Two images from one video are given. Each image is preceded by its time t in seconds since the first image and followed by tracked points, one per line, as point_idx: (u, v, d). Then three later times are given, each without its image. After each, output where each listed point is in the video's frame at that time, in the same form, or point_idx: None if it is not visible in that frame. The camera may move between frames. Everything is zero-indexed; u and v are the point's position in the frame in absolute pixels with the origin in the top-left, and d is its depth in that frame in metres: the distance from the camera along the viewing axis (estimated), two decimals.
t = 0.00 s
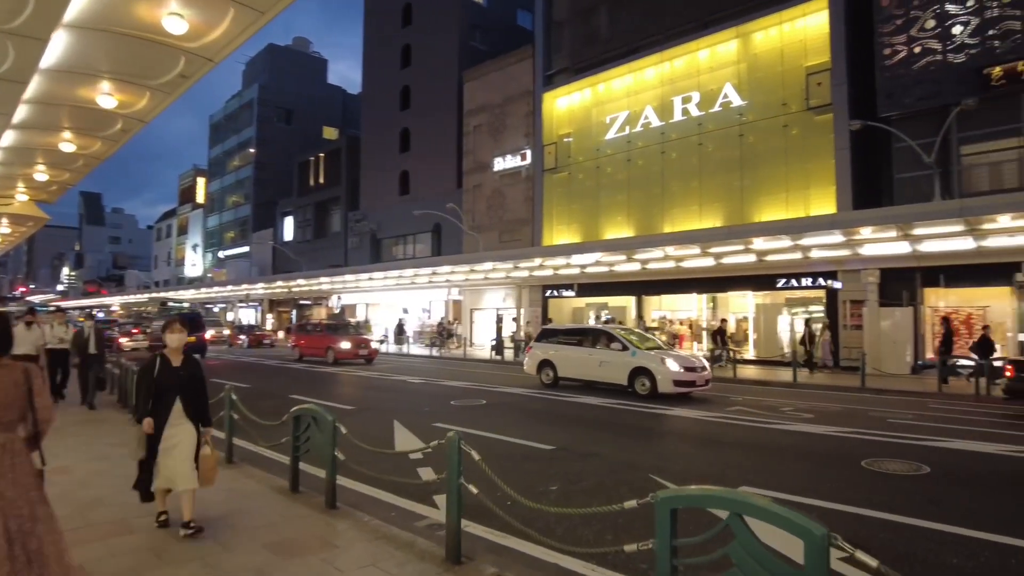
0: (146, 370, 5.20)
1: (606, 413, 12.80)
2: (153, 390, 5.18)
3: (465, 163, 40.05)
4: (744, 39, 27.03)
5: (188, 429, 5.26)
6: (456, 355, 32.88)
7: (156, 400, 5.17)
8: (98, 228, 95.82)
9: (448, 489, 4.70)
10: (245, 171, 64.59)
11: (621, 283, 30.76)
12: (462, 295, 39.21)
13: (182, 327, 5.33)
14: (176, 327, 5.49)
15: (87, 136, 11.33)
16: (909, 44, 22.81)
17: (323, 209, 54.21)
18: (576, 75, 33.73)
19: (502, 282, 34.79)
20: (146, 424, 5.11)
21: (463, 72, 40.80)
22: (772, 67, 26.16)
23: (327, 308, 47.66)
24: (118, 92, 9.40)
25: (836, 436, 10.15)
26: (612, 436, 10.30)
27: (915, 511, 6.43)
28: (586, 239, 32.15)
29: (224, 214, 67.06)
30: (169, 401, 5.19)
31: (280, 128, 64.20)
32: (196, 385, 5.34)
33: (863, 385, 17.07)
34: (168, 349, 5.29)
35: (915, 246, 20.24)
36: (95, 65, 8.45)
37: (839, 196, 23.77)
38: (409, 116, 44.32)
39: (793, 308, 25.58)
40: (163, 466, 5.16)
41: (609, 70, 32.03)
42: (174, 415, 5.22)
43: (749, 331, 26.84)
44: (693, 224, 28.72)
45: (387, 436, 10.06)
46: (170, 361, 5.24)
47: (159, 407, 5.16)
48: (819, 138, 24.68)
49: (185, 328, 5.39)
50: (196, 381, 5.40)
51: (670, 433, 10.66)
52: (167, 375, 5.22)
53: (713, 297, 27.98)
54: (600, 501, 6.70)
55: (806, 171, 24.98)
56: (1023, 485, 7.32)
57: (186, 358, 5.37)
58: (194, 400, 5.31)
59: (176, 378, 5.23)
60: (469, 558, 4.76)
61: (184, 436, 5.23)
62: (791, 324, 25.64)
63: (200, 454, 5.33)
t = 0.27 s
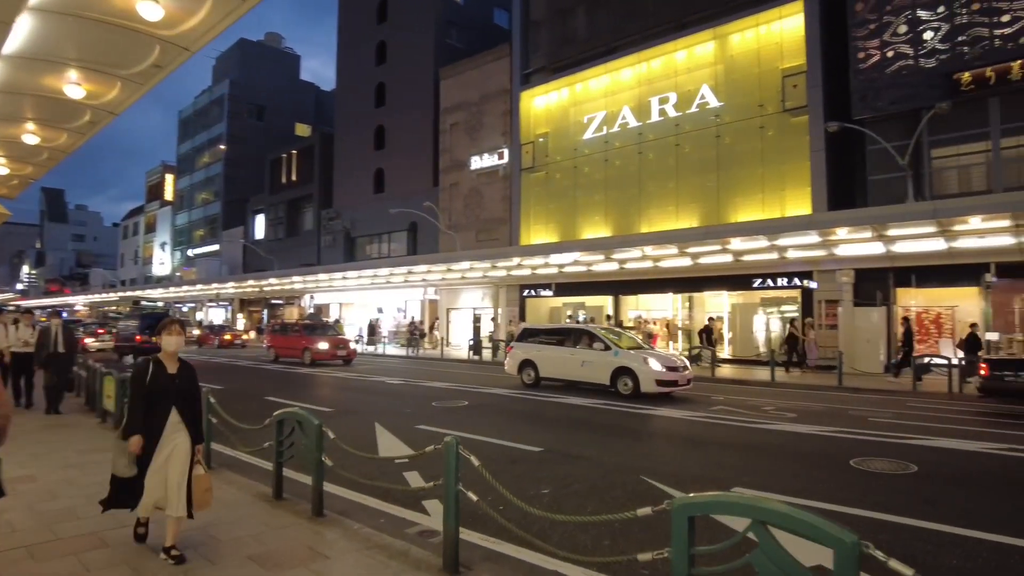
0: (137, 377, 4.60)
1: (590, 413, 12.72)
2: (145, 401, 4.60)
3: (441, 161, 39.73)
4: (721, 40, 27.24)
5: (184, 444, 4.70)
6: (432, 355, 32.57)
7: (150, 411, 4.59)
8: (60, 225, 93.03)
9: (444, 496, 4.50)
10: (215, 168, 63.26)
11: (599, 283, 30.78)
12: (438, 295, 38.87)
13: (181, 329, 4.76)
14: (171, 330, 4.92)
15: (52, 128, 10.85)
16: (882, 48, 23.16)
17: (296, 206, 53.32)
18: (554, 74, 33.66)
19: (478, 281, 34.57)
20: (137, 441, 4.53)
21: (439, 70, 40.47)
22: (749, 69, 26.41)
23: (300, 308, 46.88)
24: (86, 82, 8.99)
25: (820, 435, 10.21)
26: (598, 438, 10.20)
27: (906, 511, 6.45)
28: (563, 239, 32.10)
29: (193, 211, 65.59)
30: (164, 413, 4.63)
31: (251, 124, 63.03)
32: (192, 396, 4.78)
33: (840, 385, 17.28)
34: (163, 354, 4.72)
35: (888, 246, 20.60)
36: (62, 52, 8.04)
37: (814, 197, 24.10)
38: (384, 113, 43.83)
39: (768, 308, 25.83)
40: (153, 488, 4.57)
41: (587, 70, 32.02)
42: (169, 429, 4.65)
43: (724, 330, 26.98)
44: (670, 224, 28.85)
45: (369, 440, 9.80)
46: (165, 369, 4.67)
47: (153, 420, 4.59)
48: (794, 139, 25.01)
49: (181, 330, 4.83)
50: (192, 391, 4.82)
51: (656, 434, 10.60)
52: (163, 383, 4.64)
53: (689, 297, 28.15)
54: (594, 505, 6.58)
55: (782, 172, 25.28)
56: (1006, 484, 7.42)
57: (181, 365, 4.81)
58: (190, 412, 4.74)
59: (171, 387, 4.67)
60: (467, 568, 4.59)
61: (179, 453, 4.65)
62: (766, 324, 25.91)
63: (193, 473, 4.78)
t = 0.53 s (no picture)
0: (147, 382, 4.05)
1: (584, 413, 12.61)
2: (155, 410, 4.01)
3: (427, 159, 39.44)
4: (709, 40, 27.30)
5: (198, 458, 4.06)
6: (417, 354, 32.30)
7: (161, 420, 3.99)
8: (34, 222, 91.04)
9: (456, 499, 4.34)
10: (195, 164, 62.27)
11: (585, 282, 30.72)
12: (423, 293, 38.60)
13: (197, 330, 4.18)
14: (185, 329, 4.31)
15: (30, 118, 10.47)
16: (868, 49, 23.33)
17: (278, 203, 52.62)
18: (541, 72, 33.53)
19: (465, 280, 34.38)
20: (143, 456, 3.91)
21: (424, 66, 40.16)
22: (736, 69, 26.51)
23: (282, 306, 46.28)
24: (68, 70, 8.65)
25: (816, 435, 10.19)
26: (595, 437, 10.09)
27: (911, 511, 6.42)
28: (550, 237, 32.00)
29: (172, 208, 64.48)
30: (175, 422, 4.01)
31: (232, 119, 62.10)
32: (210, 405, 4.16)
33: (828, 384, 17.38)
34: (176, 357, 4.13)
35: (875, 246, 20.79)
36: (43, 37, 7.73)
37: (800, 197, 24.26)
38: (368, 110, 43.43)
39: (754, 306, 25.92)
40: (165, 508, 3.96)
41: (574, 68, 31.93)
42: (183, 441, 4.02)
43: (709, 329, 26.97)
44: (657, 223, 28.87)
45: (363, 441, 9.58)
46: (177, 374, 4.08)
47: (163, 431, 3.98)
48: (781, 139, 25.17)
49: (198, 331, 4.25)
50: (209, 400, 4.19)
51: (653, 433, 10.50)
52: (176, 389, 4.04)
53: (676, 296, 28.21)
54: (600, 507, 6.44)
55: (768, 171, 25.42)
56: (1005, 483, 7.44)
57: (198, 370, 4.21)
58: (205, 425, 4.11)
59: (184, 393, 4.06)
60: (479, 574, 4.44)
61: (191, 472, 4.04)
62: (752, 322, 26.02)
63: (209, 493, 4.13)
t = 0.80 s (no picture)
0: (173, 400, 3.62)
1: (587, 415, 12.49)
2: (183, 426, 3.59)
3: (421, 159, 39.22)
4: (705, 41, 27.28)
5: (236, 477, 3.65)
6: (412, 355, 32.08)
7: (193, 439, 3.57)
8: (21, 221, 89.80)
9: (481, 510, 4.20)
10: (185, 163, 61.70)
11: (581, 283, 30.63)
12: (417, 294, 38.38)
13: (229, 334, 3.83)
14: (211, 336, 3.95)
15: (24, 115, 10.21)
16: (865, 52, 23.36)
17: (270, 203, 52.19)
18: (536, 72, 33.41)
19: (460, 280, 34.20)
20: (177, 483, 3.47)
21: (419, 66, 39.95)
22: (733, 70, 26.50)
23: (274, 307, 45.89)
24: (64, 65, 8.42)
25: (825, 439, 10.12)
26: (602, 441, 9.97)
27: (932, 518, 6.34)
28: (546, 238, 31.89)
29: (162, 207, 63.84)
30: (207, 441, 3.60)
31: (223, 118, 61.54)
32: (244, 418, 3.78)
33: (828, 386, 17.36)
34: (206, 366, 3.76)
35: (873, 248, 20.81)
36: (40, 30, 7.51)
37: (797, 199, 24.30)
38: (362, 109, 43.17)
39: (750, 308, 25.93)
40: (205, 533, 3.53)
41: (570, 68, 31.83)
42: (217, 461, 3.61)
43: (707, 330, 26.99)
44: (654, 223, 28.82)
45: (367, 446, 9.39)
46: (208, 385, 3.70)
47: (197, 451, 3.56)
48: (778, 141, 25.20)
49: (231, 337, 3.90)
50: (246, 413, 3.81)
51: (660, 437, 10.37)
52: (208, 402, 3.65)
53: (672, 298, 28.19)
54: (617, 516, 6.29)
55: (766, 173, 25.45)
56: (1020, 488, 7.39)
57: (230, 381, 3.83)
58: (242, 438, 3.74)
59: (219, 405, 3.67)
60: None
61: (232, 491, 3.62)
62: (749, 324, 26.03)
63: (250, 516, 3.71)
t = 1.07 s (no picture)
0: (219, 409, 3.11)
1: (594, 416, 12.32)
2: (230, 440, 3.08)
3: (419, 157, 38.97)
4: (707, 39, 27.13)
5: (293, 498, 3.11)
6: (410, 355, 31.84)
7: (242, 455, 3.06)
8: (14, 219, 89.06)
9: (509, 518, 4.03)
10: (181, 161, 61.25)
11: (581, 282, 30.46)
12: (416, 293, 38.13)
13: (282, 342, 3.43)
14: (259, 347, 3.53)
15: (21, 109, 9.97)
16: (868, 50, 23.26)
17: (266, 201, 51.84)
18: (536, 70, 33.22)
19: (458, 279, 34.00)
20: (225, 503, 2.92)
21: (417, 64, 39.70)
22: (735, 68, 26.36)
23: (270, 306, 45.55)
24: (62, 56, 8.17)
25: (838, 440, 9.97)
26: (614, 442, 9.80)
27: (959, 522, 6.20)
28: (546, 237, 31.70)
29: (156, 205, 63.37)
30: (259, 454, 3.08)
31: (219, 116, 61.12)
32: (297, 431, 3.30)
33: (834, 386, 17.24)
34: (256, 374, 3.31)
35: (876, 246, 20.71)
36: (38, 19, 7.28)
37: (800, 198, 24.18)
38: (360, 107, 42.89)
39: (751, 308, 25.82)
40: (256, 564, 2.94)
41: (570, 66, 31.64)
42: (269, 480, 3.08)
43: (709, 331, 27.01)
44: (655, 222, 28.67)
45: (374, 447, 9.17)
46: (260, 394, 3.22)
47: (248, 466, 3.03)
48: (780, 140, 25.08)
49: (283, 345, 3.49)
50: (298, 429, 3.31)
51: (672, 438, 10.18)
52: (259, 412, 3.16)
53: (672, 297, 28.06)
54: (638, 520, 6.09)
55: (767, 172, 25.33)
56: None
57: (281, 393, 3.37)
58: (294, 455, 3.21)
59: (268, 415, 3.18)
60: None
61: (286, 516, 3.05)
62: (750, 323, 25.90)
63: (307, 546, 3.15)
